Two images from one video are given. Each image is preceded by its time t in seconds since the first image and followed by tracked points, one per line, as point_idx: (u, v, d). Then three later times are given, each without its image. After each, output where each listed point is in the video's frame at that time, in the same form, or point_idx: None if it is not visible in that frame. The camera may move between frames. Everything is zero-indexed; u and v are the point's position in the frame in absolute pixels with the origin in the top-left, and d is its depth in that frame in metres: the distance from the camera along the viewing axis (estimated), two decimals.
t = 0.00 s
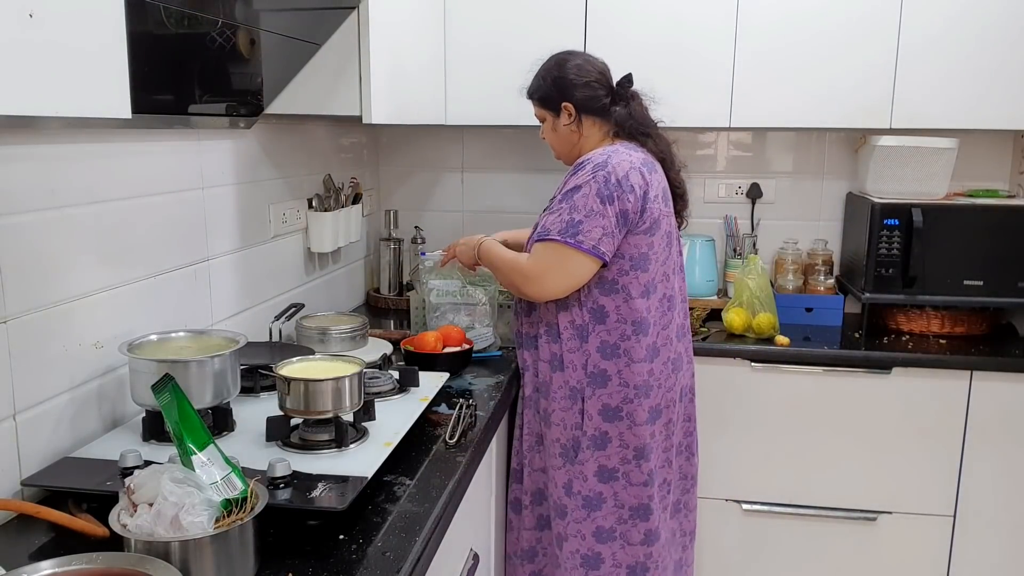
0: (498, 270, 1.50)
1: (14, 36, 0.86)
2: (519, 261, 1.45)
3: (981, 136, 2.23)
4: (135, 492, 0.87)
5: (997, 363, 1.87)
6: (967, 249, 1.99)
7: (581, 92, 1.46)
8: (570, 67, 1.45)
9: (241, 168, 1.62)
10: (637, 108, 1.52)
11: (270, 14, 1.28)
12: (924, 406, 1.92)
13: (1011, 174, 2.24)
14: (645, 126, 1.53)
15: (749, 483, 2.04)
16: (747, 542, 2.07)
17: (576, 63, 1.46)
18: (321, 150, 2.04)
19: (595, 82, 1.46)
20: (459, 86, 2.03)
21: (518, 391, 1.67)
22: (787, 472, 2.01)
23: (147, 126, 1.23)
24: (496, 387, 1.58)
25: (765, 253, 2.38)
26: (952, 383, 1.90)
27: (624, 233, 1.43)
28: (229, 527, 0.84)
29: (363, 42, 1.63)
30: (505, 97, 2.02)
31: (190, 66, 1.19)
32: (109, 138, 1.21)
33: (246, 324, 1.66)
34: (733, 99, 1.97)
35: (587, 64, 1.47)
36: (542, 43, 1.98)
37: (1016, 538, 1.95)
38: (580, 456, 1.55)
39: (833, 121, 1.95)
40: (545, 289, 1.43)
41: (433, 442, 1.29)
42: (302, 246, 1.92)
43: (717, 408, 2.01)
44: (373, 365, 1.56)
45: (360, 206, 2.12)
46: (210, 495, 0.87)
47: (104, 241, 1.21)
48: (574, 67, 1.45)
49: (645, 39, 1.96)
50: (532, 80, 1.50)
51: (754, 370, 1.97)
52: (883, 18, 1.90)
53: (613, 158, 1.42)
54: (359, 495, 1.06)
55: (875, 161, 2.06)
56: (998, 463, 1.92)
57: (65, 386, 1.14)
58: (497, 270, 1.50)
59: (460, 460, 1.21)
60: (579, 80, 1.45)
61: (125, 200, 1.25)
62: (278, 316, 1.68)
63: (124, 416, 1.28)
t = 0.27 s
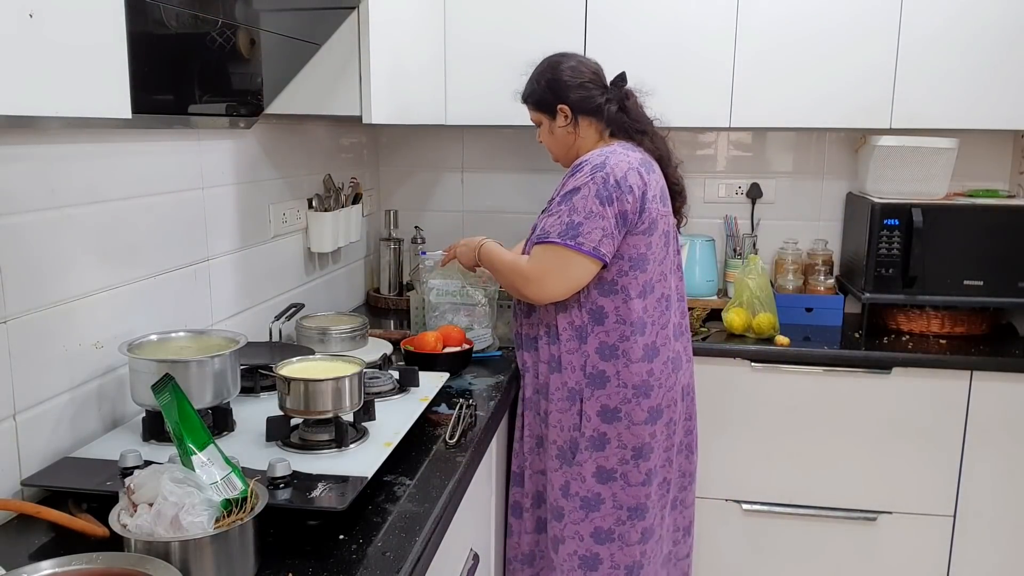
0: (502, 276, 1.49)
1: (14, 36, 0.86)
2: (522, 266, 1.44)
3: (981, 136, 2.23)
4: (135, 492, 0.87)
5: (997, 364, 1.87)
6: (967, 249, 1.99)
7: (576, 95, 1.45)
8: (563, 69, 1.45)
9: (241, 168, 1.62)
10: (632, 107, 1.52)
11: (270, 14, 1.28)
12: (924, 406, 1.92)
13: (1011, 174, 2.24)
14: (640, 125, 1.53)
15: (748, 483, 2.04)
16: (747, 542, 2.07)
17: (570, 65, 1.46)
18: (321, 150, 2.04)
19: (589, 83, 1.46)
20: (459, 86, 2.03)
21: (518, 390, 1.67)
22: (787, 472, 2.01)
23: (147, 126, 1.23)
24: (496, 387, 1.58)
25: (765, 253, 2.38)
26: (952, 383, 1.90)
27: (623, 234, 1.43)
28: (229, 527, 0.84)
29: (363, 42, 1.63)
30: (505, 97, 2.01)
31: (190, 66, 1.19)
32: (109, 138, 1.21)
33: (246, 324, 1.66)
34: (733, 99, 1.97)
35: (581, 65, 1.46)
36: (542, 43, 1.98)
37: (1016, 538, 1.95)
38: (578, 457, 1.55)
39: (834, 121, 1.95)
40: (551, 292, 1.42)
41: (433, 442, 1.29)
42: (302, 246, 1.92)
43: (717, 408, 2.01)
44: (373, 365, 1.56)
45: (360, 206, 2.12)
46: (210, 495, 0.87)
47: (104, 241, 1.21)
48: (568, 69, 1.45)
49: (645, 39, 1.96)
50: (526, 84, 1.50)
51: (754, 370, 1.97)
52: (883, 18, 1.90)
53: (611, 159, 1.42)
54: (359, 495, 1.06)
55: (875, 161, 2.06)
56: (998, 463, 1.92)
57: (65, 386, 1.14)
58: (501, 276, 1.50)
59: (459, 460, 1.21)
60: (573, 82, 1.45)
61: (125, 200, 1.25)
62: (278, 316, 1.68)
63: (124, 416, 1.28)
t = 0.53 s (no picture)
0: (503, 274, 1.49)
1: (14, 36, 0.86)
2: (523, 263, 1.44)
3: (981, 136, 2.23)
4: (135, 492, 0.87)
5: (997, 364, 1.87)
6: (967, 249, 1.99)
7: (587, 91, 1.45)
8: (574, 64, 1.45)
9: (241, 168, 1.62)
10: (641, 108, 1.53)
11: (270, 14, 1.29)
12: (924, 406, 1.92)
13: (1011, 174, 2.24)
14: (648, 126, 1.53)
15: (748, 483, 2.04)
16: (747, 542, 2.07)
17: (581, 61, 1.46)
18: (321, 150, 2.04)
19: (600, 80, 1.46)
20: (459, 86, 2.03)
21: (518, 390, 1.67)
22: (787, 472, 2.01)
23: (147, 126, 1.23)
24: (496, 387, 1.58)
25: (765, 253, 2.38)
26: (952, 383, 1.90)
27: (625, 235, 1.43)
28: (229, 527, 0.84)
29: (363, 42, 1.63)
30: (505, 97, 2.01)
31: (190, 66, 1.19)
32: (109, 138, 1.21)
33: (246, 324, 1.66)
34: (733, 100, 1.97)
35: (591, 62, 1.47)
36: (542, 43, 1.98)
37: (1016, 539, 1.95)
38: (578, 458, 1.56)
39: (834, 121, 1.95)
40: (551, 290, 1.42)
41: (433, 442, 1.29)
42: (302, 246, 1.92)
43: (717, 408, 2.01)
44: (373, 364, 1.56)
45: (360, 206, 2.12)
46: (210, 495, 0.87)
47: (104, 241, 1.21)
48: (579, 65, 1.45)
49: (645, 39, 1.96)
50: (536, 79, 1.50)
51: (754, 370, 1.97)
52: (883, 18, 1.90)
53: (615, 160, 1.42)
54: (359, 495, 1.06)
55: (874, 161, 2.06)
56: (998, 463, 1.92)
57: (65, 386, 1.14)
58: (502, 274, 1.49)
59: (459, 460, 1.21)
60: (584, 78, 1.45)
61: (125, 200, 1.25)
62: (278, 315, 1.68)
63: (124, 416, 1.28)
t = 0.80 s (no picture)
0: (505, 276, 1.49)
1: (13, 36, 0.86)
2: (525, 265, 1.44)
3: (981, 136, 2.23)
4: (135, 492, 0.87)
5: (997, 364, 1.87)
6: (966, 249, 1.99)
7: (587, 91, 1.45)
8: (578, 63, 1.45)
9: (241, 168, 1.62)
10: (644, 109, 1.53)
11: (270, 14, 1.29)
12: (924, 406, 1.92)
13: (1011, 175, 2.24)
14: (650, 127, 1.53)
15: (748, 483, 2.04)
16: (746, 542, 2.07)
17: (585, 60, 1.46)
18: (321, 150, 2.04)
19: (602, 81, 1.46)
20: (458, 86, 2.02)
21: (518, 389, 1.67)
22: (787, 471, 2.01)
23: (147, 126, 1.23)
24: (496, 387, 1.58)
25: (765, 253, 2.38)
26: (952, 383, 1.90)
27: (628, 236, 1.43)
28: (229, 527, 0.84)
29: (363, 42, 1.64)
30: (505, 97, 2.01)
31: (190, 66, 1.19)
32: (109, 138, 1.21)
33: (246, 324, 1.66)
34: (733, 100, 1.97)
35: (596, 61, 1.46)
36: (542, 43, 1.98)
37: (1016, 539, 1.95)
38: (579, 460, 1.56)
39: (834, 121, 1.95)
40: (553, 292, 1.42)
41: (433, 442, 1.29)
42: (302, 246, 1.92)
43: (716, 408, 2.01)
44: (373, 364, 1.56)
45: (360, 206, 2.12)
46: (210, 495, 0.87)
47: (104, 241, 1.21)
48: (583, 64, 1.45)
49: (645, 39, 1.96)
50: (540, 75, 1.50)
51: (754, 370, 1.97)
52: (883, 18, 1.90)
53: (619, 161, 1.42)
54: (359, 495, 1.06)
55: (874, 161, 2.06)
56: (998, 463, 1.92)
57: (65, 386, 1.14)
58: (504, 276, 1.49)
59: (459, 460, 1.21)
60: (587, 77, 1.45)
61: (125, 200, 1.25)
62: (278, 315, 1.68)
63: (124, 415, 1.28)
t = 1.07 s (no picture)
0: (499, 278, 1.49)
1: (13, 36, 0.86)
2: (520, 267, 1.44)
3: (981, 136, 2.23)
4: (135, 493, 0.87)
5: (997, 364, 1.87)
6: (966, 249, 1.99)
7: (580, 90, 1.45)
8: (571, 64, 1.45)
9: (241, 168, 1.62)
10: (638, 109, 1.53)
11: (270, 14, 1.29)
12: (924, 406, 1.92)
13: (1011, 174, 2.24)
14: (644, 127, 1.53)
15: (748, 483, 2.04)
16: (747, 542, 2.07)
17: (578, 61, 1.46)
18: (321, 150, 2.04)
19: (595, 80, 1.46)
20: (458, 86, 2.02)
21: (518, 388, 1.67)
22: (787, 471, 2.01)
23: (148, 126, 1.23)
24: (497, 387, 1.58)
25: (765, 253, 2.38)
26: (952, 383, 1.90)
27: (620, 236, 1.43)
28: (229, 527, 0.84)
29: (362, 42, 1.64)
30: (505, 96, 2.01)
31: (190, 66, 1.18)
32: (109, 137, 1.21)
33: (246, 324, 1.66)
34: (733, 100, 1.97)
35: (589, 61, 1.46)
36: (542, 43, 1.98)
37: (1016, 538, 1.95)
38: (574, 458, 1.56)
39: (834, 121, 1.95)
40: (549, 294, 1.42)
41: (433, 442, 1.29)
42: (302, 246, 1.92)
43: (717, 408, 2.01)
44: (373, 365, 1.56)
45: (360, 206, 2.12)
46: (210, 495, 0.87)
47: (104, 241, 1.21)
48: (576, 65, 1.45)
49: (645, 39, 1.96)
50: (534, 76, 1.50)
51: (754, 370, 1.97)
52: (883, 18, 1.90)
53: (610, 160, 1.42)
54: (359, 495, 1.06)
55: (874, 161, 2.06)
56: (998, 463, 1.92)
57: (65, 386, 1.14)
58: (499, 278, 1.49)
59: (459, 460, 1.21)
60: (580, 77, 1.45)
61: (125, 200, 1.25)
62: (278, 316, 1.68)
63: (124, 415, 1.28)
